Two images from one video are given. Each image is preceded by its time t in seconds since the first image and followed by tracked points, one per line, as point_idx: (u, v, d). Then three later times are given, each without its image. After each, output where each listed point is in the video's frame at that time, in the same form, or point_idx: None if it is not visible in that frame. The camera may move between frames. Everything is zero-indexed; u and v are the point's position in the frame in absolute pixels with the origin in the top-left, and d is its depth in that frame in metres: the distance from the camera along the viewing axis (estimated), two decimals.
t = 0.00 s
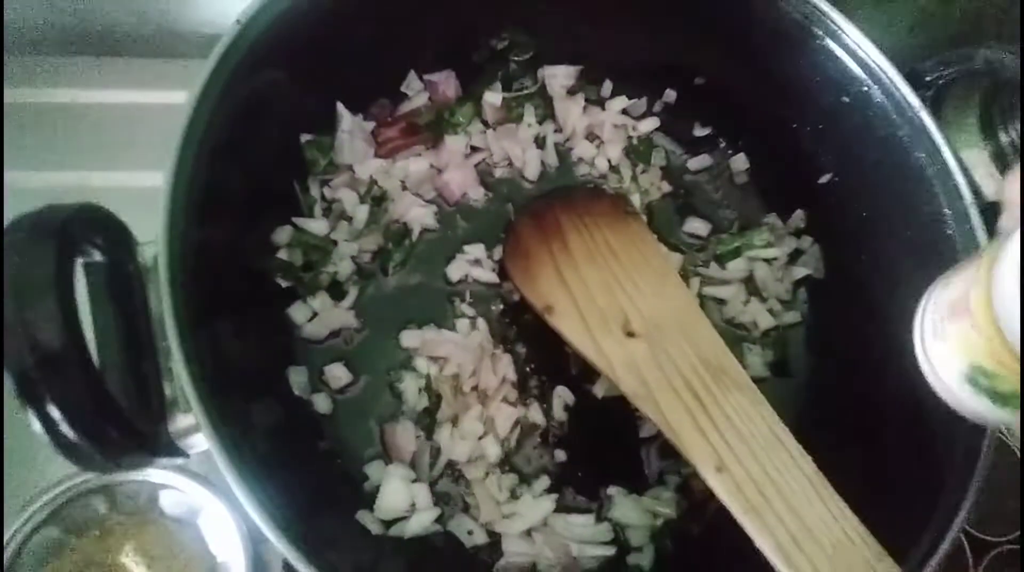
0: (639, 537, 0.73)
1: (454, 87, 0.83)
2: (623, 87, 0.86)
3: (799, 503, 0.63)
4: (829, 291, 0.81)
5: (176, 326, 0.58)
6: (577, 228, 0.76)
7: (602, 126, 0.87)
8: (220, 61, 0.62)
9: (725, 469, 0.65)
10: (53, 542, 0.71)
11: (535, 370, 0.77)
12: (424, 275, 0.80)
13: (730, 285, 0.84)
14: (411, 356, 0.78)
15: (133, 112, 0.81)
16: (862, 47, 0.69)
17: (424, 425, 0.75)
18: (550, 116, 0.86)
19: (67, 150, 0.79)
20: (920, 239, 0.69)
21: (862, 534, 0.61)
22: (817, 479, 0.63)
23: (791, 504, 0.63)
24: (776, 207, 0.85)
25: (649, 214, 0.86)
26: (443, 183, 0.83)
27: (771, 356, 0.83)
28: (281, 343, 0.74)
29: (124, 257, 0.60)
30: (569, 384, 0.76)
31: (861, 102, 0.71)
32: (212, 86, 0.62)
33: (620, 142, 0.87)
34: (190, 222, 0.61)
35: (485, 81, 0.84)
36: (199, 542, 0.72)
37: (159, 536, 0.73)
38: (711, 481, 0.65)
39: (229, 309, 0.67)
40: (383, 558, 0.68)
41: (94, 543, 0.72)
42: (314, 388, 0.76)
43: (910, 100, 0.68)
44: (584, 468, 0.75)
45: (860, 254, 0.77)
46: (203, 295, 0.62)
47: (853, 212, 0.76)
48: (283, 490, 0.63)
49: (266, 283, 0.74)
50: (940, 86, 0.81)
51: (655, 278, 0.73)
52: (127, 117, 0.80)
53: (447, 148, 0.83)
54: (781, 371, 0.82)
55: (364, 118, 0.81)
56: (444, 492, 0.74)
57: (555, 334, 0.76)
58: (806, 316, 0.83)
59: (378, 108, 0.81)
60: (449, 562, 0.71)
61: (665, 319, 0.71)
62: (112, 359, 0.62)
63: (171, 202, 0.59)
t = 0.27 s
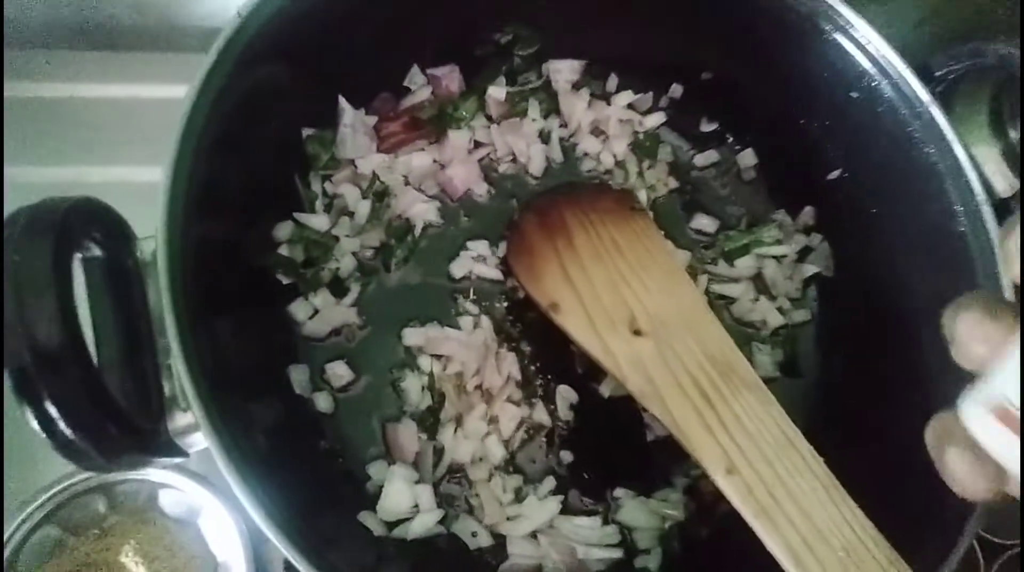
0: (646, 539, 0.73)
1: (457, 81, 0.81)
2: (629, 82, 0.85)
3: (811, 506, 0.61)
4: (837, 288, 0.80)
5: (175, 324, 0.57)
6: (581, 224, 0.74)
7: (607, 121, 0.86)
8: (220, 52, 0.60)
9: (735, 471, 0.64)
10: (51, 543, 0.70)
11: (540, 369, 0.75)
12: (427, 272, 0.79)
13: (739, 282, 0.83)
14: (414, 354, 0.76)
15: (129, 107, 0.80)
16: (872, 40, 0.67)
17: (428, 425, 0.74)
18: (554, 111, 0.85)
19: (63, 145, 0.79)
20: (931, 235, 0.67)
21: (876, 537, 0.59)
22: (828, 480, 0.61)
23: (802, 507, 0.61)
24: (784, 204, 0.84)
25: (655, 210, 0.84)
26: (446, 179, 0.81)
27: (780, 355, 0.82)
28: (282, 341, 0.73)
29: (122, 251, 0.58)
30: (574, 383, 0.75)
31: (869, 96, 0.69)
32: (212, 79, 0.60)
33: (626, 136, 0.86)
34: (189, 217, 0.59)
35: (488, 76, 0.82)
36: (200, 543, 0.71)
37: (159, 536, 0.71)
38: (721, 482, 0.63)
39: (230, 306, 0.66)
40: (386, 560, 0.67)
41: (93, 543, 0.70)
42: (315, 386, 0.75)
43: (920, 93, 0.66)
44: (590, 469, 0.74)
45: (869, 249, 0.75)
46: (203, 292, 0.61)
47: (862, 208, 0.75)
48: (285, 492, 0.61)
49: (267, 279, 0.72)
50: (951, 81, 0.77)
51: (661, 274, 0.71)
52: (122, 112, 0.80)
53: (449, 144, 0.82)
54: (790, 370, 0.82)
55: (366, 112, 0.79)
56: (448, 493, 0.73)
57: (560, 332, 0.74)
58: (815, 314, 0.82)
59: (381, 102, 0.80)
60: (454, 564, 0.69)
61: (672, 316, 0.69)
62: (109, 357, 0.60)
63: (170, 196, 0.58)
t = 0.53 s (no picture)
0: (664, 551, 0.73)
1: (479, 92, 0.82)
2: (651, 93, 0.85)
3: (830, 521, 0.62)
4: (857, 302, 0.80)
5: (205, 334, 0.58)
6: (602, 236, 0.75)
7: (627, 132, 0.85)
8: (248, 65, 0.62)
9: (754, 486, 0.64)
10: (77, 548, 0.71)
11: (559, 379, 0.76)
12: (447, 281, 0.80)
13: (757, 295, 0.82)
14: (435, 364, 0.77)
15: (158, 115, 0.80)
16: (897, 56, 0.68)
17: (448, 435, 0.75)
18: (575, 122, 0.85)
19: (95, 154, 0.80)
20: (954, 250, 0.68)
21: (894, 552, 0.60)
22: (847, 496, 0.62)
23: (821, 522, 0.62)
24: (804, 217, 0.83)
25: (674, 221, 0.84)
26: (467, 190, 0.81)
27: (797, 369, 0.81)
28: (305, 349, 0.74)
29: (153, 261, 0.59)
30: (590, 394, 0.76)
31: (892, 111, 0.70)
32: (242, 90, 0.61)
33: (645, 149, 0.85)
34: (218, 227, 0.60)
35: (510, 86, 0.83)
36: (223, 549, 0.72)
37: (183, 542, 0.72)
38: (741, 497, 0.64)
39: (255, 315, 0.66)
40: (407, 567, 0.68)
41: (118, 548, 0.71)
42: (338, 395, 0.75)
43: (944, 109, 0.66)
44: (608, 480, 0.74)
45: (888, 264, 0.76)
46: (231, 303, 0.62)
47: (882, 223, 0.76)
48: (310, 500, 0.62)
49: (291, 288, 0.73)
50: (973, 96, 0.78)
51: (681, 287, 0.71)
52: (152, 121, 0.80)
53: (470, 154, 0.82)
54: (806, 384, 0.81)
55: (389, 123, 0.80)
56: (467, 502, 0.73)
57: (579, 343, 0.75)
58: (832, 327, 0.81)
59: (404, 112, 0.80)
60: None
61: (692, 330, 0.70)
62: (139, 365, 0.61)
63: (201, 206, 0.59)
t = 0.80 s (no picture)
0: (681, 561, 0.71)
1: (488, 92, 0.80)
2: (663, 92, 0.83)
3: (856, 531, 0.59)
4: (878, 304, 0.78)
5: (208, 341, 0.56)
6: (614, 238, 0.73)
7: (640, 132, 0.84)
8: (253, 67, 0.60)
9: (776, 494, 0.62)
10: (80, 559, 0.70)
11: (572, 385, 0.74)
12: (457, 285, 0.78)
13: (774, 297, 0.79)
14: (445, 370, 0.75)
15: (163, 119, 0.79)
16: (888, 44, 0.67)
17: (458, 443, 0.73)
18: (586, 122, 0.83)
19: (99, 158, 0.79)
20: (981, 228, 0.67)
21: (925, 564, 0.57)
22: (874, 504, 0.60)
23: (847, 531, 0.59)
24: (822, 217, 0.81)
25: (689, 223, 0.81)
26: (477, 192, 0.80)
27: (817, 373, 0.78)
28: (312, 356, 0.72)
29: (155, 267, 0.58)
30: (604, 400, 0.73)
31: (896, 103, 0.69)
32: (247, 92, 0.60)
33: (659, 147, 0.83)
34: (223, 232, 0.59)
35: (519, 86, 0.81)
36: (229, 560, 0.70)
37: (188, 553, 0.71)
38: (762, 506, 0.61)
39: (261, 321, 0.65)
40: None
41: (123, 559, 0.70)
42: (346, 402, 0.74)
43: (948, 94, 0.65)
44: (623, 489, 0.72)
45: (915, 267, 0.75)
46: (236, 310, 0.60)
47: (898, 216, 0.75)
48: (319, 511, 0.60)
49: (297, 294, 0.72)
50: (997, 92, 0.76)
51: (698, 289, 0.69)
52: (156, 125, 0.79)
53: (480, 155, 0.81)
54: (826, 388, 0.78)
55: (396, 125, 0.78)
56: (479, 512, 0.71)
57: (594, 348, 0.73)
58: (853, 330, 0.79)
59: (411, 113, 0.79)
60: None
61: (709, 333, 0.68)
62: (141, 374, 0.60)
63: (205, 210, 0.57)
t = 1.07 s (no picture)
0: (692, 558, 0.70)
1: (495, 85, 0.79)
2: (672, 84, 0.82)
3: (870, 529, 0.58)
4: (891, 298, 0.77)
5: (215, 338, 0.56)
6: (624, 232, 0.72)
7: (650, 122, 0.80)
8: (258, 59, 0.59)
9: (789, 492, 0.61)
10: (84, 557, 0.69)
11: (581, 381, 0.73)
12: (464, 280, 0.77)
13: (784, 292, 0.79)
14: (452, 366, 0.74)
15: (166, 113, 0.78)
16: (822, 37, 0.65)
17: (466, 440, 0.72)
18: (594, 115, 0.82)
19: (102, 153, 0.78)
20: None
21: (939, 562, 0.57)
22: (888, 502, 0.59)
23: (861, 530, 0.59)
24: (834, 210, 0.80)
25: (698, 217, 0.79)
26: (484, 185, 0.79)
27: (828, 368, 0.78)
28: (318, 352, 0.72)
29: (160, 263, 0.57)
30: (612, 396, 0.73)
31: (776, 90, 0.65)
32: (252, 85, 0.59)
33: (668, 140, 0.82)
34: (228, 228, 0.58)
35: (527, 79, 0.80)
36: (235, 559, 0.70)
37: (193, 551, 0.70)
38: (774, 504, 0.61)
39: (267, 317, 0.64)
40: None
41: (130, 557, 0.70)
42: (353, 399, 0.73)
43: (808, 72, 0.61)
44: (632, 486, 0.71)
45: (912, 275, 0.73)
46: (241, 307, 0.59)
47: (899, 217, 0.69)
48: (328, 510, 0.60)
49: (304, 289, 0.71)
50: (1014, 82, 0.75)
51: (707, 283, 0.68)
52: (160, 118, 0.78)
53: (487, 149, 0.80)
54: (837, 384, 0.78)
55: (402, 117, 0.77)
56: (487, 509, 0.71)
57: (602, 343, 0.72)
58: (865, 324, 0.78)
59: (418, 106, 0.78)
60: None
61: (719, 328, 0.67)
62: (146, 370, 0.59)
63: (210, 206, 0.57)
